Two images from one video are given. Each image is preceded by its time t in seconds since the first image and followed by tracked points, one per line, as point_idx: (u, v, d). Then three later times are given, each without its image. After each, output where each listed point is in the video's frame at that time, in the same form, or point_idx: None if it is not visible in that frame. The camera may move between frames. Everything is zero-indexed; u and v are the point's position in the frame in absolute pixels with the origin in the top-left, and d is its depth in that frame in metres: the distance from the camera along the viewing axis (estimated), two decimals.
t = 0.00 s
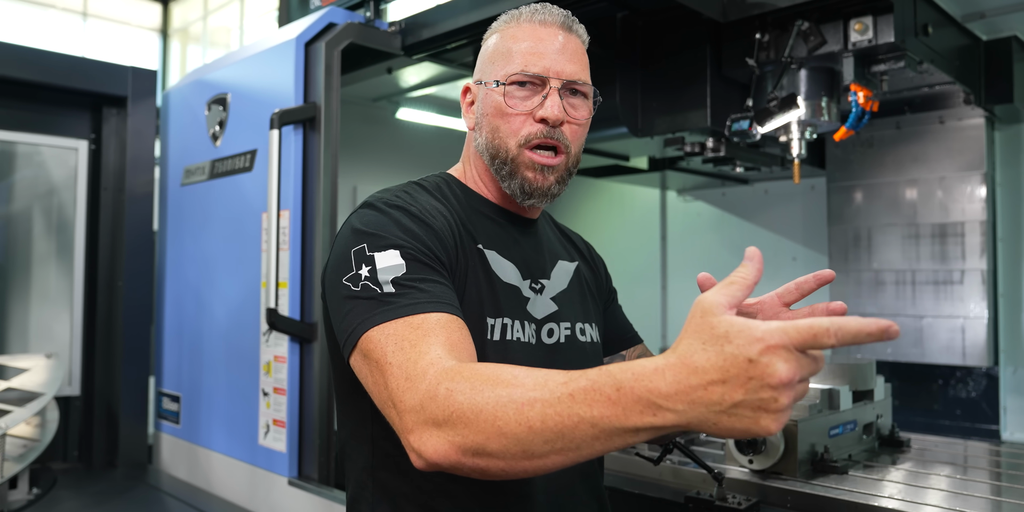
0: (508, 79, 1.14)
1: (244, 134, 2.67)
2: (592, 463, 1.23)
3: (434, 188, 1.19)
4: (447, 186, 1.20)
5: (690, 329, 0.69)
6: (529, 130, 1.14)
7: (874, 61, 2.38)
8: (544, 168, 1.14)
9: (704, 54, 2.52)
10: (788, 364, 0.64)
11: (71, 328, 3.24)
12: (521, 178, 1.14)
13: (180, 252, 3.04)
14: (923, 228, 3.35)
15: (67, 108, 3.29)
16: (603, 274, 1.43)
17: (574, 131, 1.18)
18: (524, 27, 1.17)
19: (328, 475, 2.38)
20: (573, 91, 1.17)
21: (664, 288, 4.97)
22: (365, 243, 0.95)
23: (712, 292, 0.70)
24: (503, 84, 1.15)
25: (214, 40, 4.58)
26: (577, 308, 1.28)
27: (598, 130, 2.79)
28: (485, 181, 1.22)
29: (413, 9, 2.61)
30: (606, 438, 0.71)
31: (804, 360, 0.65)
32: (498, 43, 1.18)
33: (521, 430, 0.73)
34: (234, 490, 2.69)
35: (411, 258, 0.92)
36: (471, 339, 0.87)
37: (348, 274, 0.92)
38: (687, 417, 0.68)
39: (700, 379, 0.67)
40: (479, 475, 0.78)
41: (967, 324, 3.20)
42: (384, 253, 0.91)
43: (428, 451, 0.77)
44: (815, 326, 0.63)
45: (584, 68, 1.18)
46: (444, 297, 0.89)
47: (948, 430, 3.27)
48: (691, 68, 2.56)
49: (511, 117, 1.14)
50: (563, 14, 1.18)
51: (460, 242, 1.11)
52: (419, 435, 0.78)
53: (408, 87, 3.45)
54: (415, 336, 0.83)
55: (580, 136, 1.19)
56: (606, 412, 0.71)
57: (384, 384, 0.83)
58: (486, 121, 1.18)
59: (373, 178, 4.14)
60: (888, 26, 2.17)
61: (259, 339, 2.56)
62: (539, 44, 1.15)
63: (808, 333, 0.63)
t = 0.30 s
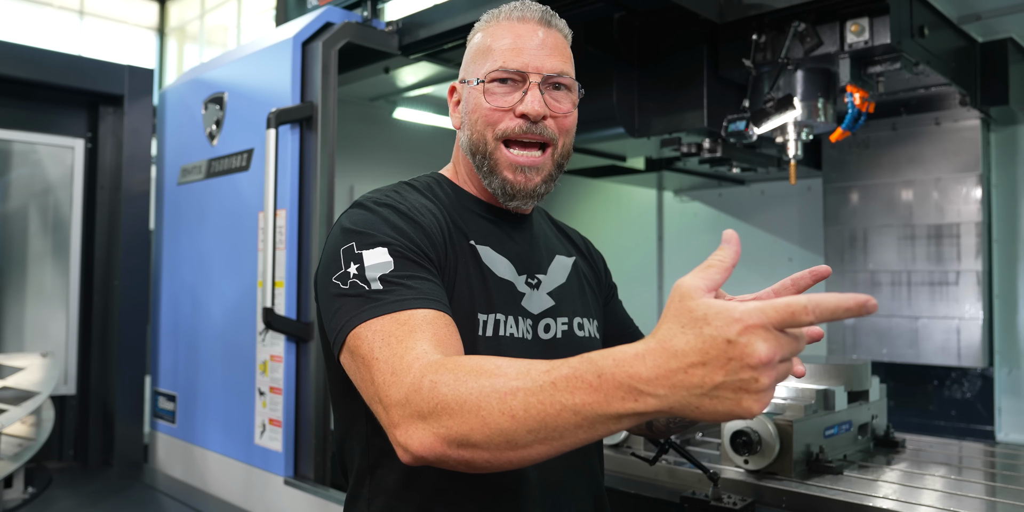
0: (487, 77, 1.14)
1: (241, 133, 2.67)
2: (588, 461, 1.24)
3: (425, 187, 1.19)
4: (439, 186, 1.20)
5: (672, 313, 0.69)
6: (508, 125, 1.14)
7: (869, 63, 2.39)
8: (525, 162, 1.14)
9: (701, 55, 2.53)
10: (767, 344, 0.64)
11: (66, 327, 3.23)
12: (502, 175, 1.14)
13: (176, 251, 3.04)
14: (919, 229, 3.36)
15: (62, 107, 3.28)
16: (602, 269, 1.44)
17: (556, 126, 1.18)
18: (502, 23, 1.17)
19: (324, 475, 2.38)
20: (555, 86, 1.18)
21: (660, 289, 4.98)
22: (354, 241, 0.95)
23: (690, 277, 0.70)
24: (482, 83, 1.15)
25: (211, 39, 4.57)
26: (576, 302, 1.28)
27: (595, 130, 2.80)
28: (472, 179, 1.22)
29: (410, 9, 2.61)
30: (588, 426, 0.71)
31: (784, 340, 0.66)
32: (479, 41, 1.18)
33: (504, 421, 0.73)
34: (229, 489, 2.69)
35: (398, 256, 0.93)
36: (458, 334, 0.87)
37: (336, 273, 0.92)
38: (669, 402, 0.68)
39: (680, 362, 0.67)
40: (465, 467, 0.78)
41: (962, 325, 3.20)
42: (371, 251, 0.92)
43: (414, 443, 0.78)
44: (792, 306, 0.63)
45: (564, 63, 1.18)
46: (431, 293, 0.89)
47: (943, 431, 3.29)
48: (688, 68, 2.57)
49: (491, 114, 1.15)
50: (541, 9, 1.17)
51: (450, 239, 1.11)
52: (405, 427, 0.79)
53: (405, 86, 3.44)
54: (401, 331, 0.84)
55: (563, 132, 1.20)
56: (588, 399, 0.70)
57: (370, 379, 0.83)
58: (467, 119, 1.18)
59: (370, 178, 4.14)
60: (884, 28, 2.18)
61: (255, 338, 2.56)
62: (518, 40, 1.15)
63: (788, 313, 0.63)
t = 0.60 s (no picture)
0: (502, 77, 1.15)
1: (238, 133, 2.67)
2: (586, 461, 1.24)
3: (433, 189, 1.19)
4: (447, 188, 1.21)
5: (660, 302, 0.69)
6: (524, 122, 1.14)
7: (866, 64, 2.40)
8: (541, 158, 1.14)
9: (698, 56, 2.53)
10: (749, 333, 0.64)
11: (63, 326, 3.23)
12: (519, 168, 1.13)
13: (174, 250, 3.04)
14: (915, 230, 3.37)
15: (59, 105, 3.28)
16: (611, 273, 1.43)
17: (571, 124, 1.18)
18: (516, 26, 1.18)
19: (321, 474, 2.38)
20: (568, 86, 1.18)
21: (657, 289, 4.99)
22: (358, 239, 0.95)
23: (678, 267, 0.71)
24: (497, 82, 1.15)
25: (208, 38, 4.57)
26: (583, 304, 1.28)
27: (592, 131, 2.80)
28: (485, 179, 1.22)
29: (408, 9, 2.61)
30: (572, 414, 0.71)
31: (766, 330, 0.65)
32: (493, 42, 1.18)
33: (490, 408, 0.73)
34: (227, 489, 2.69)
35: (401, 253, 0.93)
36: (456, 330, 0.87)
37: (341, 270, 0.92)
38: (649, 390, 0.68)
39: (660, 350, 0.67)
40: (454, 457, 0.78)
41: (957, 326, 3.21)
42: (374, 248, 0.92)
43: (404, 432, 0.78)
44: (776, 295, 0.63)
45: (578, 63, 1.18)
46: (431, 289, 0.90)
47: (939, 431, 3.29)
48: (685, 69, 2.57)
49: (506, 112, 1.15)
50: (553, 13, 1.19)
51: (455, 239, 1.12)
52: (397, 416, 0.79)
53: (403, 86, 3.45)
54: (397, 324, 0.84)
55: (578, 130, 1.20)
56: (571, 389, 0.71)
57: (367, 368, 0.84)
58: (481, 118, 1.18)
59: (368, 177, 4.14)
60: (881, 30, 2.19)
61: (252, 338, 2.56)
62: (533, 40, 1.16)
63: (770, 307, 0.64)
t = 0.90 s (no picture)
0: (531, 83, 1.15)
1: (236, 134, 2.68)
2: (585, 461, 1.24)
3: (448, 192, 1.17)
4: (465, 192, 1.19)
5: (601, 232, 0.80)
6: (552, 128, 1.13)
7: (861, 65, 2.43)
8: (568, 165, 1.12)
9: (695, 57, 2.54)
10: (675, 210, 0.77)
11: (61, 327, 3.23)
12: (546, 174, 1.12)
13: (171, 250, 3.04)
14: (911, 230, 3.38)
15: (56, 106, 3.28)
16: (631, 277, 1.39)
17: (597, 132, 1.17)
18: (544, 33, 1.18)
19: (319, 474, 2.39)
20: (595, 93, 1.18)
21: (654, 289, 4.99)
22: (374, 243, 0.94)
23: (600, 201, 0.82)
24: (526, 87, 1.15)
25: (206, 38, 4.57)
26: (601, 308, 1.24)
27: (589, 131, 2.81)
28: (507, 184, 1.19)
29: (406, 10, 2.62)
30: (577, 344, 0.78)
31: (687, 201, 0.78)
32: (520, 48, 1.19)
33: (503, 368, 0.78)
34: (225, 489, 2.69)
35: (417, 259, 0.92)
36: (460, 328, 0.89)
37: (357, 274, 0.92)
38: (632, 290, 0.77)
39: (623, 257, 0.78)
40: (475, 437, 0.80)
41: (953, 325, 3.22)
42: (390, 253, 0.91)
43: (424, 425, 0.79)
44: (672, 171, 0.77)
45: (605, 73, 1.19)
46: (442, 300, 0.89)
47: (934, 430, 3.33)
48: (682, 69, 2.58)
49: (534, 118, 1.14)
50: (583, 23, 1.20)
51: (469, 240, 1.09)
52: (411, 414, 0.80)
53: (401, 86, 3.45)
54: (402, 332, 0.85)
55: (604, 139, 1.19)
56: (568, 321, 0.78)
57: (371, 381, 0.84)
58: (508, 124, 1.17)
59: (366, 177, 4.14)
60: (876, 30, 2.20)
61: (250, 337, 2.56)
62: (562, 48, 1.16)
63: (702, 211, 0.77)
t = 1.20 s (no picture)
0: (503, 78, 1.16)
1: (232, 134, 2.68)
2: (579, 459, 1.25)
3: (440, 196, 1.20)
4: (457, 193, 1.21)
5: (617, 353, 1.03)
6: (527, 123, 1.14)
7: (855, 65, 2.42)
8: (545, 160, 1.13)
9: (689, 57, 2.55)
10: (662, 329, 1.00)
11: (57, 327, 3.23)
12: (524, 170, 1.13)
13: (167, 251, 3.04)
14: (905, 229, 3.40)
15: (52, 107, 3.28)
16: (643, 272, 1.38)
17: (577, 122, 1.17)
18: (519, 23, 1.18)
19: (315, 473, 2.39)
20: (574, 83, 1.17)
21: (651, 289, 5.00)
22: (349, 255, 1.02)
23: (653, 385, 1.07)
24: (498, 83, 1.16)
25: (202, 39, 4.57)
26: (605, 309, 1.23)
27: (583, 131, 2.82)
28: (494, 182, 1.20)
29: (402, 10, 2.62)
30: (531, 402, 0.89)
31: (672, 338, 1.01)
32: (497, 41, 1.19)
33: (460, 409, 0.88)
34: (221, 489, 2.70)
35: (384, 274, 0.99)
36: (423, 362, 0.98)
37: (331, 285, 1.01)
38: (592, 368, 0.92)
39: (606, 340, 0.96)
40: (414, 473, 0.88)
41: (947, 324, 3.23)
42: (359, 267, 0.99)
43: (369, 446, 0.87)
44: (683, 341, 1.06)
45: (583, 59, 1.18)
46: (402, 320, 0.97)
47: (929, 428, 3.34)
48: (676, 69, 2.59)
49: (508, 115, 1.15)
50: (557, 5, 1.18)
51: (449, 245, 1.11)
52: (360, 433, 0.88)
53: (396, 87, 3.46)
54: (362, 351, 0.93)
55: (586, 127, 1.18)
56: (529, 380, 0.90)
57: (326, 394, 0.92)
58: (488, 122, 1.19)
59: (362, 178, 4.15)
60: (869, 31, 2.22)
61: (246, 338, 2.57)
62: (535, 38, 1.16)
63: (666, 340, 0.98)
